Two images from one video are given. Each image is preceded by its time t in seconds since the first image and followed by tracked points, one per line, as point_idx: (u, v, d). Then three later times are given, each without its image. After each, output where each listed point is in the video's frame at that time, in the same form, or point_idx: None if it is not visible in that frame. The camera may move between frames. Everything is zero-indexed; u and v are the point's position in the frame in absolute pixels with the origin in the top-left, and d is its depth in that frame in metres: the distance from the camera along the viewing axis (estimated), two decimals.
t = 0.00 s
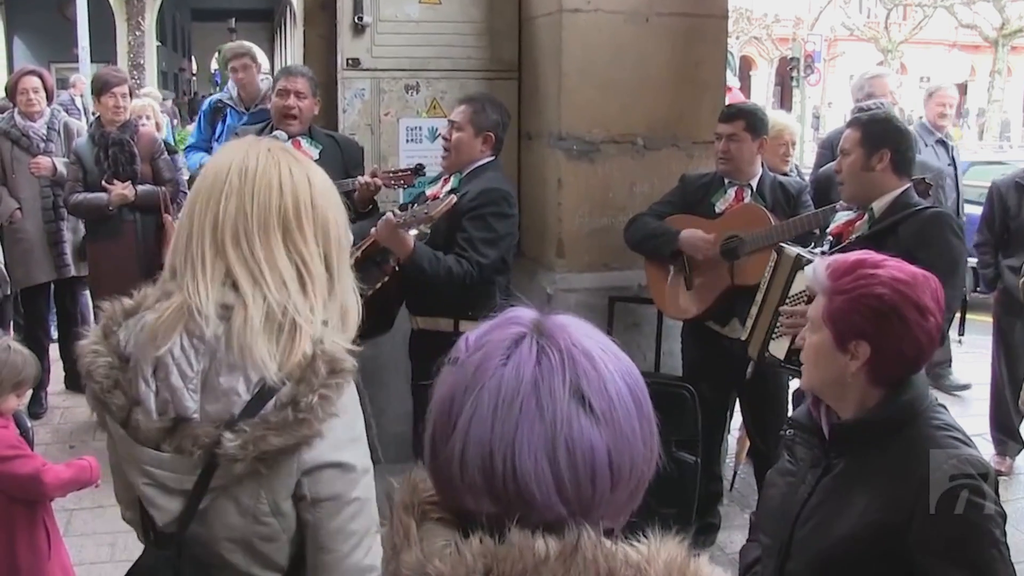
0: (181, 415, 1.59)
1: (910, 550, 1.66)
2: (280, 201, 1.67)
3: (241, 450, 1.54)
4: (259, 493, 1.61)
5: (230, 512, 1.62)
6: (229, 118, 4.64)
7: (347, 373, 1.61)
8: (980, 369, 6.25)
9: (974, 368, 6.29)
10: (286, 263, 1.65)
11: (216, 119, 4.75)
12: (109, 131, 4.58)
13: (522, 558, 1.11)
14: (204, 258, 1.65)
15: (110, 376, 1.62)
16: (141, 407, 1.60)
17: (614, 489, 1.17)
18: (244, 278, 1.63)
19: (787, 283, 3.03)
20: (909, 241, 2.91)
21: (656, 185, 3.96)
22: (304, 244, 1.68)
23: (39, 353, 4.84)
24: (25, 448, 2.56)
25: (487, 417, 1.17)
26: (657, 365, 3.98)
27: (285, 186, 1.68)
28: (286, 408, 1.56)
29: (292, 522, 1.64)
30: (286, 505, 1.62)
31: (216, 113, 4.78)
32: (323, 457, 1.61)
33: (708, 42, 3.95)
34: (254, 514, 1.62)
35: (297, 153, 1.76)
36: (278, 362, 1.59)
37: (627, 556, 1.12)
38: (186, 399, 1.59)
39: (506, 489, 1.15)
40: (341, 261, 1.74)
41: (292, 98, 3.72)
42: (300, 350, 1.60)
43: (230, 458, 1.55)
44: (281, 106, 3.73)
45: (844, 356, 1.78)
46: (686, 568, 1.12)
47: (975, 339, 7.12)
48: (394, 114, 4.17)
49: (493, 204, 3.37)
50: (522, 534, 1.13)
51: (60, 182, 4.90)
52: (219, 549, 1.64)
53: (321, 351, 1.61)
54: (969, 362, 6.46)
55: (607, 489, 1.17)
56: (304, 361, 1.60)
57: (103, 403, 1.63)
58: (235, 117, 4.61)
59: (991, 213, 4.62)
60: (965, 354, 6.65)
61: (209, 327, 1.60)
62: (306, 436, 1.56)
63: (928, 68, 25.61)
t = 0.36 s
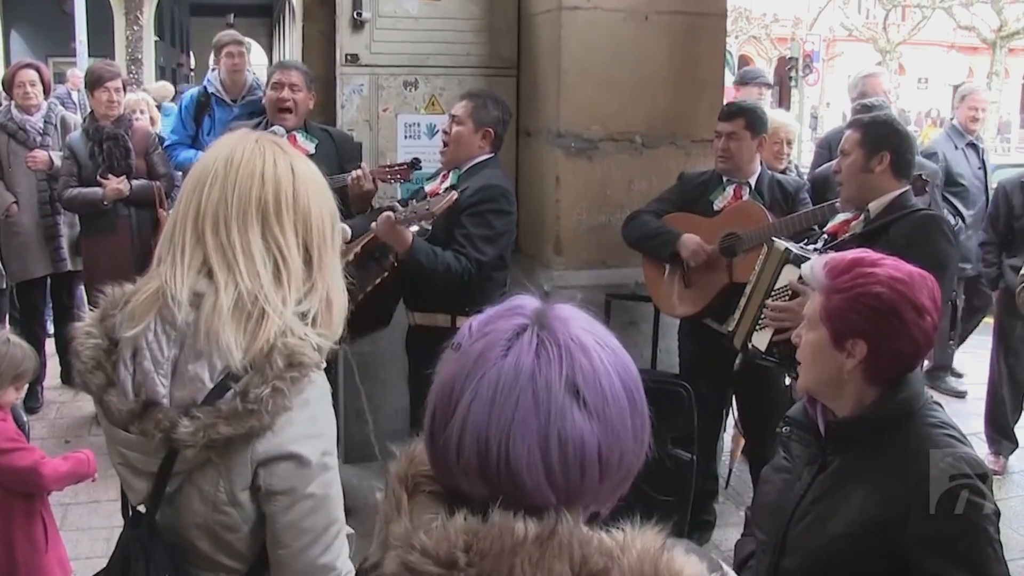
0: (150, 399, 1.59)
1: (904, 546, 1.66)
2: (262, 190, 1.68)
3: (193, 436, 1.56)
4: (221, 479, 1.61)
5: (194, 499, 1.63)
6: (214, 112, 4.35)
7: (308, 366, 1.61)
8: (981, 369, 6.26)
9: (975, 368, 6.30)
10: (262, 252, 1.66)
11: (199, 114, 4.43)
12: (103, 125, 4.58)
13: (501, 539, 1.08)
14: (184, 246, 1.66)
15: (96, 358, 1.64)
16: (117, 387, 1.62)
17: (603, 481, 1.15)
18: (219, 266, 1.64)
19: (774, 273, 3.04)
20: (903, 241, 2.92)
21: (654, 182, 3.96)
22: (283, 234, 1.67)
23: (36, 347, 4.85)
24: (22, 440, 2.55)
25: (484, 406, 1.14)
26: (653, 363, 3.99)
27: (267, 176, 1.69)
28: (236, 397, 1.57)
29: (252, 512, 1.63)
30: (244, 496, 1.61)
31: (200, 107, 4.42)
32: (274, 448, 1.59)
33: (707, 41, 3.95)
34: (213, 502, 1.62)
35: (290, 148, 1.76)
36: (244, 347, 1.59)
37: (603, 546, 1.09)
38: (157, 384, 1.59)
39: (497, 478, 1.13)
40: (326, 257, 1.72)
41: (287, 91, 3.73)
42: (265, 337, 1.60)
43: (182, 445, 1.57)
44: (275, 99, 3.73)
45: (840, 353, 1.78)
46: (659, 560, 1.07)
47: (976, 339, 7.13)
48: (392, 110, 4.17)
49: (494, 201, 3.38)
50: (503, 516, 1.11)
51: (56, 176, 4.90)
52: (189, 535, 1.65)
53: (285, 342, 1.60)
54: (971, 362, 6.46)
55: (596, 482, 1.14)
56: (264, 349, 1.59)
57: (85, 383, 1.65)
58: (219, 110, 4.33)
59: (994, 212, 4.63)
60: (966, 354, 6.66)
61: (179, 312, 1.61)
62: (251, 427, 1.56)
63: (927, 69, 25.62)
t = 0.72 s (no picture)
0: (152, 391, 1.59)
1: (904, 537, 1.66)
2: (258, 183, 1.69)
3: (199, 426, 1.56)
4: (224, 471, 1.62)
5: (197, 490, 1.64)
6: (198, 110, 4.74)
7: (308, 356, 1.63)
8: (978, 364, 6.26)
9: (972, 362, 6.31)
10: (261, 243, 1.67)
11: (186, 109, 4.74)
12: (98, 124, 4.56)
13: (462, 488, 1.14)
14: (182, 239, 1.66)
15: (93, 356, 1.64)
16: (117, 383, 1.63)
17: (567, 444, 1.18)
18: (219, 257, 1.64)
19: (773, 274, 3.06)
20: (902, 237, 2.93)
21: (651, 179, 3.97)
22: (279, 226, 1.68)
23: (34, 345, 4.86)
24: (22, 438, 2.55)
25: (453, 373, 1.19)
26: (651, 358, 4.00)
27: (262, 169, 1.69)
28: (242, 384, 1.58)
29: (256, 502, 1.65)
30: (250, 485, 1.63)
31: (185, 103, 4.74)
32: (279, 436, 1.61)
33: (704, 37, 3.95)
34: (220, 492, 1.63)
35: (283, 142, 1.77)
36: (247, 337, 1.60)
37: (557, 500, 1.14)
38: (157, 377, 1.59)
39: (465, 439, 1.17)
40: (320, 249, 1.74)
41: (281, 87, 3.74)
42: (268, 326, 1.62)
43: (191, 434, 1.57)
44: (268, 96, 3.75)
45: (840, 347, 1.79)
46: (611, 515, 1.14)
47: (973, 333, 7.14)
48: (389, 107, 4.18)
49: (489, 194, 3.38)
50: (466, 467, 1.16)
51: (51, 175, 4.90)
52: (191, 528, 1.66)
53: (286, 333, 1.62)
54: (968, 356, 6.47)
55: (559, 444, 1.18)
56: (269, 338, 1.61)
57: (85, 380, 1.64)
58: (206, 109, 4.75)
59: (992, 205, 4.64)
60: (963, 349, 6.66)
61: (182, 301, 1.61)
62: (259, 415, 1.58)
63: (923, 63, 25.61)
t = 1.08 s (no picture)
0: (143, 384, 1.60)
1: (905, 534, 1.66)
2: (250, 180, 1.68)
3: (185, 420, 1.57)
4: (212, 465, 1.62)
5: (186, 484, 1.64)
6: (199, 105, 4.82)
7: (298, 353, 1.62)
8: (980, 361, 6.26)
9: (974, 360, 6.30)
10: (254, 242, 1.66)
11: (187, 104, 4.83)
12: (98, 121, 4.57)
13: (445, 467, 1.16)
14: (175, 234, 1.66)
15: (88, 348, 1.65)
16: (110, 374, 1.64)
17: (553, 425, 1.19)
18: (210, 252, 1.64)
19: (785, 283, 3.09)
20: (906, 235, 2.92)
21: (652, 176, 3.97)
22: (272, 224, 1.67)
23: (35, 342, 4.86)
24: (23, 436, 2.55)
25: (441, 354, 1.21)
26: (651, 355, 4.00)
27: (254, 165, 1.69)
28: (229, 380, 1.58)
29: (244, 497, 1.64)
30: (236, 480, 1.62)
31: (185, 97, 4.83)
32: (268, 432, 1.60)
33: (705, 33, 3.95)
34: (209, 486, 1.63)
35: (282, 138, 1.76)
36: (236, 333, 1.60)
37: (536, 479, 1.15)
38: (149, 371, 1.60)
39: (451, 419, 1.19)
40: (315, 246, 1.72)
41: (283, 86, 3.73)
42: (257, 323, 1.61)
43: (177, 428, 1.58)
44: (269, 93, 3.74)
45: (843, 345, 1.79)
46: (592, 498, 1.14)
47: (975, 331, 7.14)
48: (389, 104, 4.18)
49: (487, 191, 3.37)
50: (449, 448, 1.18)
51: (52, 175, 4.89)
52: (181, 522, 1.67)
53: (274, 329, 1.61)
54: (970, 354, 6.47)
55: (544, 425, 1.19)
56: (257, 334, 1.60)
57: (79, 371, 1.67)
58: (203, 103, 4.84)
59: (993, 202, 4.64)
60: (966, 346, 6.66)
61: (172, 296, 1.61)
62: (245, 411, 1.58)
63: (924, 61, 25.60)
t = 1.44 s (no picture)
0: (122, 379, 1.60)
1: (907, 532, 1.65)
2: (227, 177, 1.68)
3: (152, 416, 1.56)
4: (185, 461, 1.60)
5: (163, 480, 1.63)
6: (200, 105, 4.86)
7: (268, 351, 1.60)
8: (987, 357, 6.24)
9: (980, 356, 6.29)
10: (229, 241, 1.66)
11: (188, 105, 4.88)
12: (101, 119, 4.56)
13: (466, 472, 1.16)
14: (155, 233, 1.67)
15: (76, 341, 1.67)
16: (93, 367, 1.66)
17: (571, 426, 1.18)
18: (186, 250, 1.65)
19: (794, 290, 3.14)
20: (912, 231, 2.92)
21: (653, 172, 3.97)
22: (251, 221, 1.67)
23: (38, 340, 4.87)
24: (26, 437, 2.55)
25: (454, 359, 1.21)
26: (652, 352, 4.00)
27: (233, 161, 1.69)
28: (192, 377, 1.57)
29: (218, 495, 1.61)
30: (208, 478, 1.60)
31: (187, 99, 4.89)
32: (233, 431, 1.57)
33: (705, 29, 3.95)
34: (182, 483, 1.61)
35: (273, 137, 1.77)
36: (204, 329, 1.59)
37: (562, 481, 1.15)
38: (127, 365, 1.60)
39: (467, 424, 1.19)
40: (297, 243, 1.71)
41: (287, 85, 3.73)
42: (227, 320, 1.60)
43: (143, 424, 1.58)
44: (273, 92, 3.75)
45: (840, 341, 1.79)
46: (620, 499, 1.14)
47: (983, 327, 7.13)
48: (391, 101, 4.18)
49: (485, 187, 3.37)
50: (470, 452, 1.18)
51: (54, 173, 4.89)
52: (161, 517, 1.66)
53: (242, 327, 1.60)
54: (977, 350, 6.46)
55: (562, 427, 1.18)
56: (225, 330, 1.59)
57: (64, 364, 1.68)
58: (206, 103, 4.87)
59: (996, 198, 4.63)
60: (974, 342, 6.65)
61: (145, 290, 1.62)
62: (208, 409, 1.56)
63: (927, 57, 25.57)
